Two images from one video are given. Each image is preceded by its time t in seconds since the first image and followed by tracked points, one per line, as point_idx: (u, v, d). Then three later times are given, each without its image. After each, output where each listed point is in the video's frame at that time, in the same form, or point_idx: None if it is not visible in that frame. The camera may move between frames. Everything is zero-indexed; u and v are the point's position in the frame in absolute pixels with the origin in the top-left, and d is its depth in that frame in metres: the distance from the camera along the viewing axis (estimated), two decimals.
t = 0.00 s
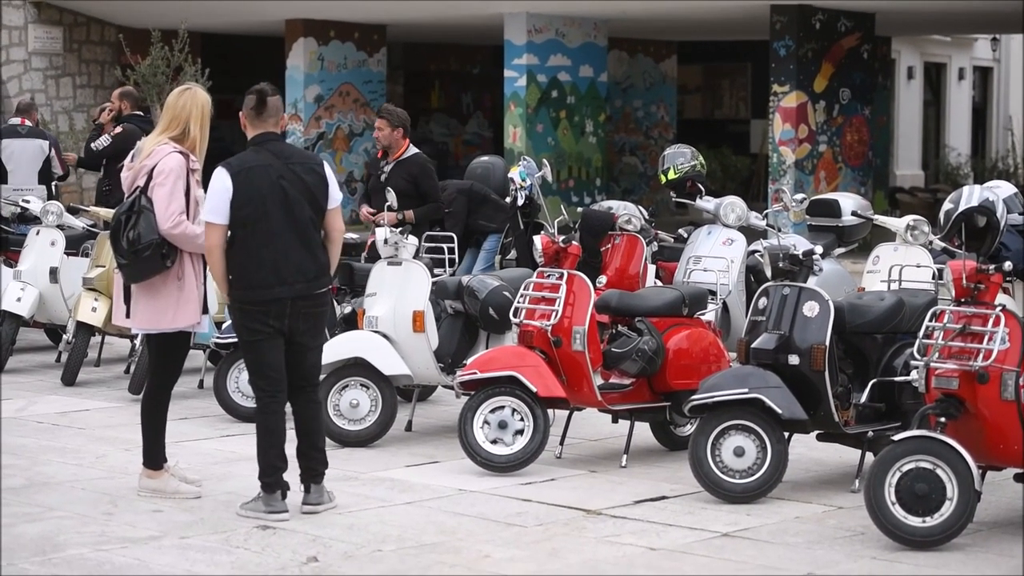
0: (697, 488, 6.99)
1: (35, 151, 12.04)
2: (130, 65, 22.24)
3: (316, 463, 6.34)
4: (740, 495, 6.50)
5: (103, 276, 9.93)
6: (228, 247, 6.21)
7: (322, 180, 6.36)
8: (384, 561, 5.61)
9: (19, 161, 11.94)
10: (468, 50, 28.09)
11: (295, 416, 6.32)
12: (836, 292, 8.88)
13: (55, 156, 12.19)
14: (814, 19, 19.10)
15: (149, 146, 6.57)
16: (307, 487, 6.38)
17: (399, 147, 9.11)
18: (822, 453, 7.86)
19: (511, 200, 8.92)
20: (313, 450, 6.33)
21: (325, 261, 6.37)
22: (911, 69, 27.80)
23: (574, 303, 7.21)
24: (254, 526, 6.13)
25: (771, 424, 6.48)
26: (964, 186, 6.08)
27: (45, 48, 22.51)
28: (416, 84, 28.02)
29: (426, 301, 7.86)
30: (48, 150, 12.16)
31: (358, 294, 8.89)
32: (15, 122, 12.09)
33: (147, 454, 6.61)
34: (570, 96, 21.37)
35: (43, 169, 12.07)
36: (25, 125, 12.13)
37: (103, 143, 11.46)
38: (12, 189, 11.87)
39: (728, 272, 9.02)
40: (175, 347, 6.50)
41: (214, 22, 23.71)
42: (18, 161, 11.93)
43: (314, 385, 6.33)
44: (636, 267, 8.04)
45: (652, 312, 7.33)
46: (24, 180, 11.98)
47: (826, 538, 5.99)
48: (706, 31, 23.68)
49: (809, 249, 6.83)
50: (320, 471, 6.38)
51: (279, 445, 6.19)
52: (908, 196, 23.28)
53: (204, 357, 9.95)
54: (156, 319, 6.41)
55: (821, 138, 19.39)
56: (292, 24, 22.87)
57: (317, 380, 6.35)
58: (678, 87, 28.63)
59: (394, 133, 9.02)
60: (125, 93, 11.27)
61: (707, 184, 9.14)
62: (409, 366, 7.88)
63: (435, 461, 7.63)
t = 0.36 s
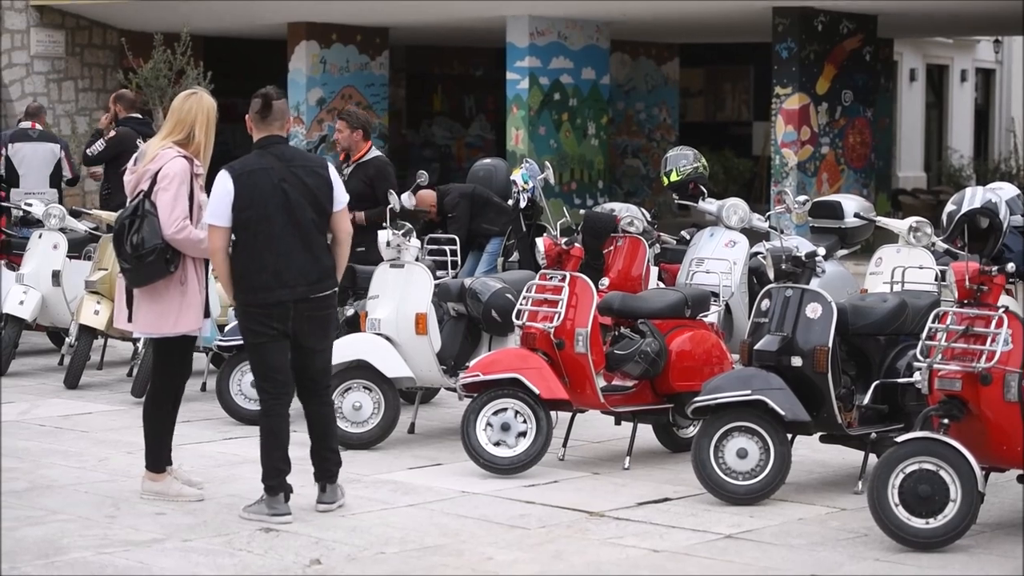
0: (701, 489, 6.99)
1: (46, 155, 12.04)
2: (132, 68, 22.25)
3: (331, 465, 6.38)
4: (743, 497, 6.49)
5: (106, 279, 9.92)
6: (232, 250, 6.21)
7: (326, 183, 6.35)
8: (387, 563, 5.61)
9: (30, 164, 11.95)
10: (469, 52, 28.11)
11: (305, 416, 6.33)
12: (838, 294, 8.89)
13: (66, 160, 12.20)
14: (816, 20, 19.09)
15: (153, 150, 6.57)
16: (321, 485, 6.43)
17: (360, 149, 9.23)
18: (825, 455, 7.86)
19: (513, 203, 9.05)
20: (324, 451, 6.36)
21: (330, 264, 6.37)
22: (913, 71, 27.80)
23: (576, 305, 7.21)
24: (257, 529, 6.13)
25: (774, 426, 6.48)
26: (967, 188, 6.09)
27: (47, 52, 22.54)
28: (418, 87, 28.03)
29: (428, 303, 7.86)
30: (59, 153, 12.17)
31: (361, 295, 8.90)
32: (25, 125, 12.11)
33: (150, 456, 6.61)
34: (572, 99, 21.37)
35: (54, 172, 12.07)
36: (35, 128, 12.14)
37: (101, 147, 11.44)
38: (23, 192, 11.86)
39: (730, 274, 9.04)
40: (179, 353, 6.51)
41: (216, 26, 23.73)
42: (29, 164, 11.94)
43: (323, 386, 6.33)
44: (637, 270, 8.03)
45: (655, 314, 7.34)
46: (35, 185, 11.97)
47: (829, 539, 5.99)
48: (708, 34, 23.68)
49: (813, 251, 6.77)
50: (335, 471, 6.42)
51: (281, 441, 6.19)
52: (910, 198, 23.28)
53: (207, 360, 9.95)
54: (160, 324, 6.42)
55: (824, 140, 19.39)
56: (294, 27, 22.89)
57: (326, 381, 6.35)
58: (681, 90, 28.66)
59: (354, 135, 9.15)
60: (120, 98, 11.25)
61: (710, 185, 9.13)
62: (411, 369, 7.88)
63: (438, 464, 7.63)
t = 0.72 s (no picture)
0: (700, 482, 6.99)
1: (49, 148, 12.04)
2: (130, 61, 22.24)
3: (332, 459, 6.38)
4: (743, 490, 6.49)
5: (106, 273, 9.89)
6: (249, 239, 6.22)
7: (346, 180, 6.33)
8: (387, 557, 5.61)
9: (31, 156, 11.94)
10: (468, 46, 28.09)
11: (312, 408, 6.32)
12: (837, 287, 8.89)
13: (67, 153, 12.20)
14: (816, 14, 19.07)
15: (150, 144, 6.57)
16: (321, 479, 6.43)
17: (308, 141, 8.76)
18: (825, 448, 7.85)
19: (511, 196, 9.03)
20: (327, 445, 6.35)
21: (346, 259, 6.35)
22: (912, 64, 27.79)
23: (575, 298, 7.21)
24: (256, 522, 6.12)
25: (774, 419, 6.48)
26: (967, 181, 6.06)
27: (46, 45, 22.51)
28: (418, 81, 28.02)
29: (427, 296, 7.85)
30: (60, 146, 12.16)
31: (361, 289, 8.92)
32: (27, 118, 12.09)
33: (150, 451, 6.61)
34: (571, 92, 21.34)
35: (56, 166, 12.07)
36: (37, 120, 12.12)
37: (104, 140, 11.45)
38: (25, 184, 11.85)
39: (730, 267, 9.04)
40: (181, 345, 6.50)
41: (215, 19, 23.71)
42: (31, 157, 11.93)
43: (332, 378, 6.31)
44: (637, 262, 8.01)
45: (654, 307, 7.33)
46: (37, 177, 11.97)
47: (829, 532, 5.98)
48: (708, 27, 23.66)
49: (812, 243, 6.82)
50: (336, 466, 6.42)
51: (285, 431, 6.18)
52: (910, 191, 23.30)
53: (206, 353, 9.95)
54: (160, 317, 6.41)
55: (823, 133, 19.39)
56: (293, 20, 22.87)
57: (336, 374, 6.33)
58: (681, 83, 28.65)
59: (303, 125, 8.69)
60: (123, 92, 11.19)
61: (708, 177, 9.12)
62: (411, 362, 7.88)
63: (437, 457, 7.62)
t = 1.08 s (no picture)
0: (694, 481, 6.99)
1: (36, 145, 12.01)
2: (125, 59, 22.22)
3: (329, 458, 6.35)
4: (736, 489, 6.49)
5: (99, 271, 9.90)
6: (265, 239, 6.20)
7: (361, 180, 6.35)
8: (381, 556, 5.60)
9: (20, 153, 11.92)
10: (462, 44, 28.08)
11: (314, 403, 6.30)
12: (830, 285, 8.89)
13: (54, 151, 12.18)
14: (810, 12, 19.08)
15: (144, 143, 6.56)
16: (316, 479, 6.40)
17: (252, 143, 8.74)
18: (818, 447, 7.86)
19: (506, 194, 9.00)
20: (324, 444, 6.32)
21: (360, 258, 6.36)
22: (906, 62, 27.81)
23: (569, 297, 7.21)
24: (249, 521, 6.12)
25: (767, 418, 6.47)
26: (960, 179, 6.10)
27: (40, 43, 22.47)
28: (412, 78, 28.01)
29: (421, 295, 7.87)
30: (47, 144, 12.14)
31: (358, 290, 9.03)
32: (16, 115, 12.08)
33: (143, 450, 6.60)
34: (565, 90, 21.34)
35: (43, 164, 12.05)
36: (25, 117, 12.09)
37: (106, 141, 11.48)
38: (12, 182, 11.84)
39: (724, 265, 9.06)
40: (174, 343, 6.48)
41: (209, 17, 23.67)
42: (19, 154, 11.91)
43: (337, 374, 6.30)
44: (630, 261, 8.06)
45: (649, 305, 7.32)
46: (23, 174, 11.95)
47: (823, 531, 5.99)
48: (703, 26, 23.66)
49: (804, 244, 6.87)
50: (332, 465, 6.39)
51: (275, 424, 6.18)
52: (904, 189, 23.33)
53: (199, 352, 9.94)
54: (155, 315, 6.39)
55: (816, 131, 19.40)
56: (287, 18, 22.85)
57: (341, 369, 6.32)
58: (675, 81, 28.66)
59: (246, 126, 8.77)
60: (130, 89, 11.14)
61: (702, 176, 9.11)
62: (404, 361, 7.88)
63: (431, 456, 7.62)
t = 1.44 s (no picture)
0: (691, 486, 6.99)
1: (23, 151, 11.97)
2: (122, 65, 22.24)
3: (326, 462, 6.35)
4: (733, 493, 6.49)
5: (96, 277, 9.90)
6: (269, 244, 6.21)
7: (364, 185, 6.36)
8: (378, 561, 5.60)
9: (8, 159, 11.90)
10: (460, 50, 28.11)
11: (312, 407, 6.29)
12: (828, 290, 8.91)
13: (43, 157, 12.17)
14: (807, 17, 19.11)
15: (142, 149, 6.55)
16: (313, 482, 6.40)
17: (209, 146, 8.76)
18: (816, 451, 7.86)
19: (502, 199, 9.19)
20: (320, 447, 6.33)
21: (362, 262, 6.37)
22: (903, 67, 27.83)
23: (566, 302, 7.21)
24: (247, 527, 6.11)
25: (764, 423, 6.47)
26: (956, 184, 6.11)
27: (36, 49, 22.49)
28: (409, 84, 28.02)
29: (417, 300, 7.87)
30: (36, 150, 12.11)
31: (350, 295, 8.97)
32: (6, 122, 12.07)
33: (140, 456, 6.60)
34: (562, 96, 21.35)
35: (31, 170, 12.03)
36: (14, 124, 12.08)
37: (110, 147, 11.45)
38: None
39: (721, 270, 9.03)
40: (171, 350, 6.50)
41: (206, 23, 23.69)
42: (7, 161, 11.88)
43: (335, 378, 6.31)
44: (627, 266, 8.04)
45: (646, 310, 7.32)
46: (10, 182, 11.93)
47: (820, 535, 5.99)
48: (700, 31, 23.66)
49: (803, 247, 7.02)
50: (330, 469, 6.39)
51: (292, 436, 6.27)
52: (901, 194, 23.34)
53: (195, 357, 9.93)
54: (153, 322, 6.40)
55: (814, 136, 19.41)
56: (284, 24, 22.86)
57: (341, 373, 6.33)
58: (672, 86, 28.68)
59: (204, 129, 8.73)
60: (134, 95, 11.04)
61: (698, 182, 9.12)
62: (401, 367, 7.87)
63: (429, 461, 7.62)
